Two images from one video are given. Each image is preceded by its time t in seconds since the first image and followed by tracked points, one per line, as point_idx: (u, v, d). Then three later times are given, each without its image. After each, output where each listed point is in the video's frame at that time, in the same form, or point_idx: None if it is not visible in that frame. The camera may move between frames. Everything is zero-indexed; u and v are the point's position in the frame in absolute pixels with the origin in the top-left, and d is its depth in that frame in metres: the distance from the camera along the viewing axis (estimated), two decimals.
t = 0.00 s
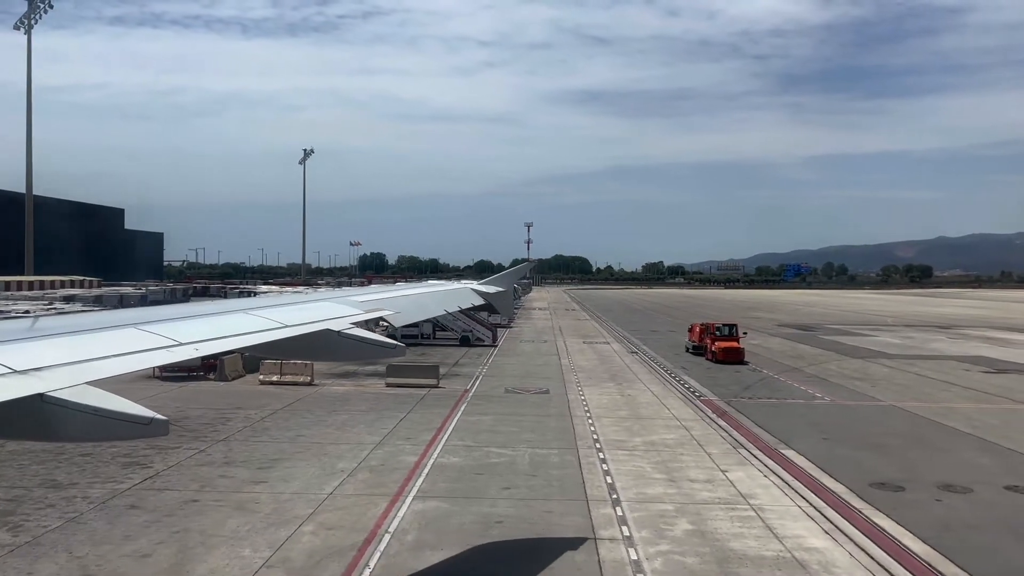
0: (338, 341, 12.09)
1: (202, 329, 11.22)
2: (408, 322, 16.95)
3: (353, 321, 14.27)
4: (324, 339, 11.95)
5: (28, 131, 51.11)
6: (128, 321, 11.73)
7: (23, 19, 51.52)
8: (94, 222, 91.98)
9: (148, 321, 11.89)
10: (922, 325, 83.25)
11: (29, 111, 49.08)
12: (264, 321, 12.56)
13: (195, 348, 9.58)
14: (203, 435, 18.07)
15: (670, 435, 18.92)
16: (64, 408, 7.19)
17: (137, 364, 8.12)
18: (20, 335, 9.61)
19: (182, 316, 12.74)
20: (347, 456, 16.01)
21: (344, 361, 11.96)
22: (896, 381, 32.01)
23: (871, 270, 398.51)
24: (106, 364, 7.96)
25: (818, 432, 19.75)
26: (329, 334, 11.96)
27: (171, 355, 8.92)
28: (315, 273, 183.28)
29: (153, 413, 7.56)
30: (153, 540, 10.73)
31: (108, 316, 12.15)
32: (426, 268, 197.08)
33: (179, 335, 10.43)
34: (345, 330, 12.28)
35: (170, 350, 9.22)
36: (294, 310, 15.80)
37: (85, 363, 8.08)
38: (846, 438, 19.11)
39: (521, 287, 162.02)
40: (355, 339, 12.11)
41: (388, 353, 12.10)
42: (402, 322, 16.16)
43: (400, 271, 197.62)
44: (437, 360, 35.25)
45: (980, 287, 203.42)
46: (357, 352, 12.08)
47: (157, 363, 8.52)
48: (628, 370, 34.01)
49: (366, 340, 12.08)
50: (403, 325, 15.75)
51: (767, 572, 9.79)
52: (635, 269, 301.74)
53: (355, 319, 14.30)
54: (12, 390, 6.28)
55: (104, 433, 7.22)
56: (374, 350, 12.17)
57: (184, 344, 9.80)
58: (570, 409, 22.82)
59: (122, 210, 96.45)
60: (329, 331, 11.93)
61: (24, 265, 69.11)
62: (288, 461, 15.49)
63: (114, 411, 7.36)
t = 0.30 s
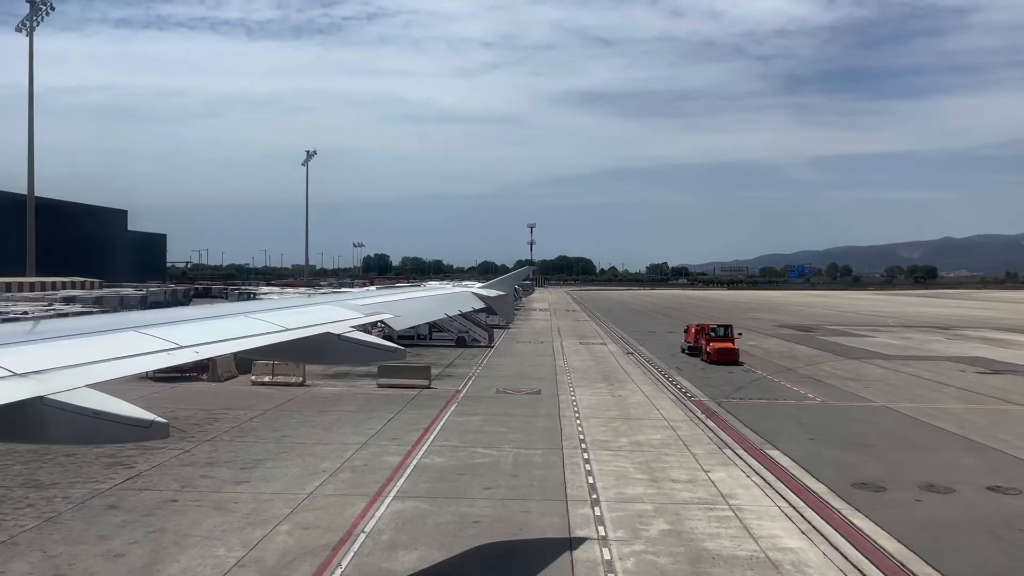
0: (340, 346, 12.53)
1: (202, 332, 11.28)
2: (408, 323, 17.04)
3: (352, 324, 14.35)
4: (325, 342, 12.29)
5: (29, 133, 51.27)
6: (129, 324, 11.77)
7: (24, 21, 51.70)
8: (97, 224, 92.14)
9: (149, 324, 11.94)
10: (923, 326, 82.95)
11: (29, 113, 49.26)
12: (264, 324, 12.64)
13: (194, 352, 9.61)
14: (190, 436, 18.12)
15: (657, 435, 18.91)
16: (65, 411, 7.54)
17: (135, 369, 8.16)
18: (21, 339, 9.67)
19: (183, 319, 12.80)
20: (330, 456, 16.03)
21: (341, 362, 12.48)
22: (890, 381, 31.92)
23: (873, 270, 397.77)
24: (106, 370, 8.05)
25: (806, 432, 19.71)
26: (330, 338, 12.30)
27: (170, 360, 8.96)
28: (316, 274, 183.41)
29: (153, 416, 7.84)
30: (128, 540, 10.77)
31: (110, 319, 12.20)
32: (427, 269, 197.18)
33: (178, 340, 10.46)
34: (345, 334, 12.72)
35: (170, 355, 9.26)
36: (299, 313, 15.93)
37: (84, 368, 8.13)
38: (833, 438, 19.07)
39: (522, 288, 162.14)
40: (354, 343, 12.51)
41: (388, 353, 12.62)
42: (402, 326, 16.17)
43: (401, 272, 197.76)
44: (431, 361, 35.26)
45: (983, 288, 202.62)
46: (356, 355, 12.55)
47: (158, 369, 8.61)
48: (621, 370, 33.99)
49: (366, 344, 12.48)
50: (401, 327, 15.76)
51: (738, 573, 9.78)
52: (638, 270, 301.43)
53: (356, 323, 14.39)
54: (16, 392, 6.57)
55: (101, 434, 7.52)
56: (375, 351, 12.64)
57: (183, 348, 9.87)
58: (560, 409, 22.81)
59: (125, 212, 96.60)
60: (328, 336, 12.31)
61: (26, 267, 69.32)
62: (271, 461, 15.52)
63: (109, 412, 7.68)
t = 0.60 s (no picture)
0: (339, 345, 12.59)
1: (201, 332, 11.20)
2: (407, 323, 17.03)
3: (351, 322, 14.27)
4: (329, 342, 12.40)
5: (29, 135, 51.51)
6: (128, 324, 11.72)
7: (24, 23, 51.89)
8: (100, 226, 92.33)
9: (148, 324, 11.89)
10: (923, 327, 82.78)
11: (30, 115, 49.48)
12: (264, 323, 12.56)
13: (195, 351, 9.55)
14: (177, 437, 18.18)
15: (644, 436, 18.91)
16: (63, 411, 7.34)
17: (135, 369, 8.08)
18: (21, 339, 9.63)
19: (183, 318, 12.76)
20: (314, 457, 16.05)
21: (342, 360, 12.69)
22: (884, 383, 31.85)
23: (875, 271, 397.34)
24: (106, 369, 7.94)
25: (793, 433, 19.69)
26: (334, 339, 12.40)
27: (170, 359, 8.89)
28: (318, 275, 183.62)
29: (153, 416, 7.65)
30: (104, 540, 10.81)
31: (110, 320, 12.14)
32: (429, 271, 197.19)
33: (178, 339, 10.40)
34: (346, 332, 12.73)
35: (169, 354, 9.19)
36: (299, 313, 15.90)
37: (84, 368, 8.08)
38: (820, 438, 19.05)
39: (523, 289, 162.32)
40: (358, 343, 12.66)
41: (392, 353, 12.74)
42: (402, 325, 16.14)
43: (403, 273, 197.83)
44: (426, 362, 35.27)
45: (985, 289, 202.41)
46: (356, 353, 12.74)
47: (158, 368, 8.50)
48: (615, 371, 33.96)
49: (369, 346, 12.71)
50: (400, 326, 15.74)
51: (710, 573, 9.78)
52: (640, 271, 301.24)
53: (355, 321, 14.28)
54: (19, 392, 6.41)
55: (104, 435, 7.32)
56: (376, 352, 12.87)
57: (183, 348, 9.76)
58: (549, 410, 22.81)
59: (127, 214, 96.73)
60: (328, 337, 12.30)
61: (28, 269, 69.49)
62: (255, 462, 15.54)
63: (113, 414, 7.48)
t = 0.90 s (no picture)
0: (338, 346, 12.38)
1: (200, 333, 11.17)
2: (408, 326, 17.03)
3: (349, 324, 14.23)
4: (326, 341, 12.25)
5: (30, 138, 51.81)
6: (127, 327, 11.66)
7: (26, 26, 52.24)
8: (102, 228, 92.50)
9: (149, 326, 11.86)
10: (922, 328, 82.78)
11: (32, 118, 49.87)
12: (264, 324, 12.52)
13: (194, 352, 9.49)
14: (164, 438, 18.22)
15: (630, 437, 18.90)
16: (56, 410, 7.02)
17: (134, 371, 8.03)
18: (19, 341, 9.58)
19: (181, 321, 12.71)
20: (299, 458, 16.05)
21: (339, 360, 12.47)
22: (877, 384, 31.83)
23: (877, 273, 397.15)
24: (105, 371, 7.91)
25: (781, 434, 19.65)
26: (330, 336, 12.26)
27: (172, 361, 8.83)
28: (319, 277, 183.82)
29: (151, 417, 7.36)
30: (80, 540, 10.83)
31: (109, 322, 12.08)
32: (430, 272, 197.40)
33: (176, 341, 10.33)
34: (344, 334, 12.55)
35: (168, 356, 9.14)
36: (296, 314, 15.90)
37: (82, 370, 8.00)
38: (806, 440, 19.00)
39: (523, 291, 162.48)
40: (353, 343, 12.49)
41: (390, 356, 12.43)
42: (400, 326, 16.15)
43: (404, 275, 198.00)
44: (419, 364, 35.30)
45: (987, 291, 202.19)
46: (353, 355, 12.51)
47: (156, 371, 8.44)
48: (608, 373, 33.97)
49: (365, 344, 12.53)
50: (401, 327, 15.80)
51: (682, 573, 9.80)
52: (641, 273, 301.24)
53: (355, 322, 14.23)
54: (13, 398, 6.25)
55: (105, 437, 7.04)
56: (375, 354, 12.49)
57: (183, 349, 9.72)
58: (538, 411, 22.82)
59: (130, 216, 96.87)
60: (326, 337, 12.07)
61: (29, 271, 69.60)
62: (238, 463, 15.56)
63: (109, 413, 7.14)
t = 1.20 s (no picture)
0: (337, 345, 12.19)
1: (198, 334, 11.08)
2: (406, 327, 16.98)
3: (347, 324, 14.11)
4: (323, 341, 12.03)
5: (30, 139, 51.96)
6: (125, 327, 11.56)
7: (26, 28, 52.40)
8: (102, 229, 92.50)
9: (147, 326, 11.74)
10: (919, 329, 82.77)
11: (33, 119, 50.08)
12: (263, 325, 12.41)
13: (192, 352, 9.38)
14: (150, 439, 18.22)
15: (618, 438, 18.88)
16: (53, 410, 6.83)
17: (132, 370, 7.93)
18: (17, 342, 9.47)
19: (179, 321, 12.60)
20: (283, 459, 16.05)
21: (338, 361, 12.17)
22: (869, 385, 31.80)
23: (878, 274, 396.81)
24: (103, 371, 7.79)
25: (769, 435, 19.62)
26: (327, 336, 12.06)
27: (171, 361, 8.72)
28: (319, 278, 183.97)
29: (150, 418, 7.20)
30: (57, 541, 10.85)
31: (109, 323, 11.97)
32: (430, 274, 197.51)
33: (175, 341, 10.22)
34: (343, 334, 12.35)
35: (167, 355, 9.03)
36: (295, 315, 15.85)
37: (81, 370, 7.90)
38: (794, 441, 18.96)
39: (523, 292, 162.48)
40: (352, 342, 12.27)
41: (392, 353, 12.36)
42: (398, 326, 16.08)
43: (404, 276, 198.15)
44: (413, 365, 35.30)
45: (990, 291, 201.60)
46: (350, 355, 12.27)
47: (153, 372, 8.29)
48: (601, 374, 33.94)
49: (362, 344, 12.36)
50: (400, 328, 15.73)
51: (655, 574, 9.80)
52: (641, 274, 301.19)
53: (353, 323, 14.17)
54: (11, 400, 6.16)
55: (105, 438, 6.89)
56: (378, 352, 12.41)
57: (182, 349, 9.59)
58: (528, 412, 22.78)
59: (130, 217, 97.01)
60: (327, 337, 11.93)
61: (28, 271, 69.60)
62: (222, 464, 15.56)
63: (107, 413, 6.99)
